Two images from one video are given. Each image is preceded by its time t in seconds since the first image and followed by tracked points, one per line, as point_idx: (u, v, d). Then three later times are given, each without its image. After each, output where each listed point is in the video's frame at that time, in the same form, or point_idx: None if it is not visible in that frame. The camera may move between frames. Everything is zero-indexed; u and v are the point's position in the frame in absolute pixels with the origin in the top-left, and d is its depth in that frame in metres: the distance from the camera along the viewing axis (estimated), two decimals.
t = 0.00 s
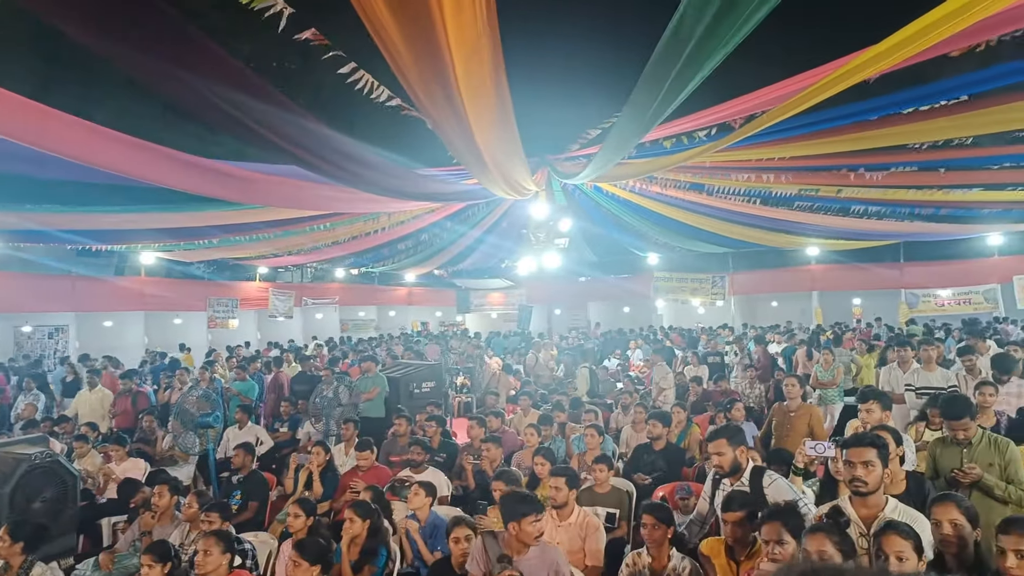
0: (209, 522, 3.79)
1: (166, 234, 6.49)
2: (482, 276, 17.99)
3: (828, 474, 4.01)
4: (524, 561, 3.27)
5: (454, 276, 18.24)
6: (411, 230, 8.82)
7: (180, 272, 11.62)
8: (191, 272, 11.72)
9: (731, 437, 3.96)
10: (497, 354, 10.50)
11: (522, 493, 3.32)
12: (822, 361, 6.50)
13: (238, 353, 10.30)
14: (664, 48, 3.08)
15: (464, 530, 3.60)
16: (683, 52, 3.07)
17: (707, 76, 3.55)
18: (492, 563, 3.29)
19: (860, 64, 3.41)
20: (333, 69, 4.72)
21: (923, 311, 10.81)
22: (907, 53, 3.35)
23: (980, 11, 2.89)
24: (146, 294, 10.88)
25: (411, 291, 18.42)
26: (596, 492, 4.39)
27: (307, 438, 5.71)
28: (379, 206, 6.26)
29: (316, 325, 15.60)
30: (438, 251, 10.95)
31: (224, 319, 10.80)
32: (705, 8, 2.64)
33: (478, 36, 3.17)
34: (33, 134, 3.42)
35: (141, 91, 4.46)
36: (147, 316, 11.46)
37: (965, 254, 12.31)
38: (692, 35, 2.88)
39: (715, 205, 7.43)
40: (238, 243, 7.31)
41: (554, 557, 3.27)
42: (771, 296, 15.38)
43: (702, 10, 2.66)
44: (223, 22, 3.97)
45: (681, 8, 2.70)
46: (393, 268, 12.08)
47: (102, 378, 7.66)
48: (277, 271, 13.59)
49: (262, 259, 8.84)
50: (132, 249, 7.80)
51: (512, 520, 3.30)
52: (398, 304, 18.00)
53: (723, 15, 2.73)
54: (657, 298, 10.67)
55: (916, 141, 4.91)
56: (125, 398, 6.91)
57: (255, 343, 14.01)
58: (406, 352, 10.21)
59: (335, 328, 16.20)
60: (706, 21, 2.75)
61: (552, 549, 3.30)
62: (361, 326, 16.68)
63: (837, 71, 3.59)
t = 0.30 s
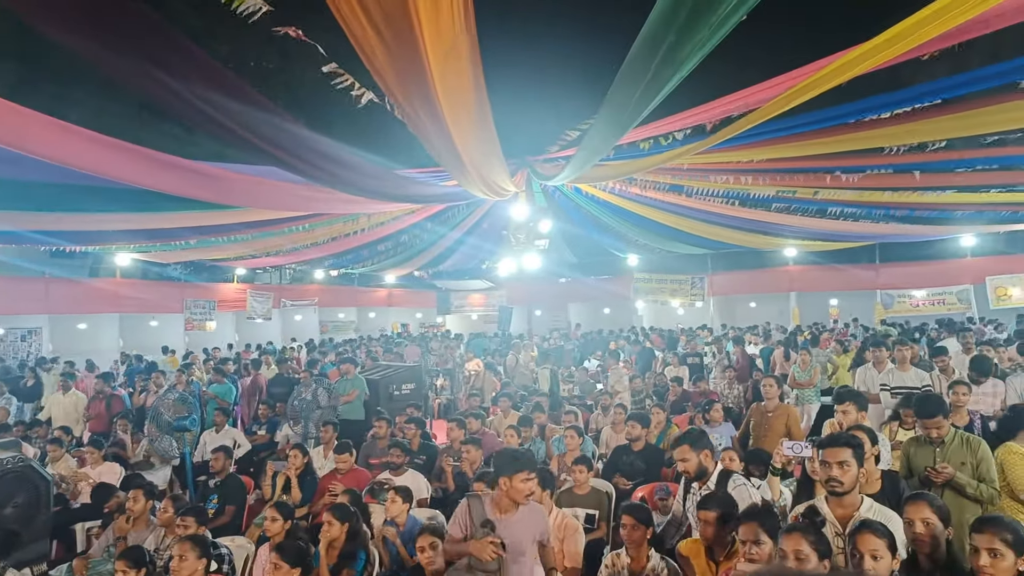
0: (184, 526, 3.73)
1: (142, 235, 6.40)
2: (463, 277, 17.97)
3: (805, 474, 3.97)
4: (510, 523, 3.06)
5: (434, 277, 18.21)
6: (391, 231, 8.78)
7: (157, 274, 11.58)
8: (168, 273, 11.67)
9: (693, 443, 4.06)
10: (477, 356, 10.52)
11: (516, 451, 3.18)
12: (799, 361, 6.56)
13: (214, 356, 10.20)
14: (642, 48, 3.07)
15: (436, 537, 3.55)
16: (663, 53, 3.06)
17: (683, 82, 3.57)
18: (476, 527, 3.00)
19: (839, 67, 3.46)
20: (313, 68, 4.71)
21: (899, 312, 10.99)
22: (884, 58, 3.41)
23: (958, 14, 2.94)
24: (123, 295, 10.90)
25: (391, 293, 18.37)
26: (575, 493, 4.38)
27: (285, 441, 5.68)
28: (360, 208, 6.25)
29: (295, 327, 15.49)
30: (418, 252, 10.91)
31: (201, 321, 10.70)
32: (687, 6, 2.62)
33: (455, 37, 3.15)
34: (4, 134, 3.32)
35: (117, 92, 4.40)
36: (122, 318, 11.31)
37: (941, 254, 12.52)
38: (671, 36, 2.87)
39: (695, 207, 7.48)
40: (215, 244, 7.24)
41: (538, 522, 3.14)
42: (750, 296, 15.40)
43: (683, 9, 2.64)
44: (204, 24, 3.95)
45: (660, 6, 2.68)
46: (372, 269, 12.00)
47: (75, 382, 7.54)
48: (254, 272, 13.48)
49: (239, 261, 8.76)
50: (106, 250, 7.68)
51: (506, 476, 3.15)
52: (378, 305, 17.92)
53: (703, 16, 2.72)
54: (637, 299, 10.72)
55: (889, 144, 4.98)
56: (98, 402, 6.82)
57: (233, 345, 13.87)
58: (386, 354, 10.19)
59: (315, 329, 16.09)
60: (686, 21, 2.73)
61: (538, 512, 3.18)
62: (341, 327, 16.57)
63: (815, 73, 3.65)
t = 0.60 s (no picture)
0: (167, 530, 3.68)
1: (125, 235, 6.35)
2: (449, 277, 17.93)
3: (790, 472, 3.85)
4: (491, 507, 3.03)
5: (421, 277, 18.19)
6: (378, 232, 8.77)
7: (139, 275, 11.52)
8: (150, 275, 11.62)
9: (655, 448, 4.25)
10: (463, 358, 10.55)
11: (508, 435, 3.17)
12: (784, 362, 6.60)
13: (199, 357, 10.14)
14: (626, 51, 3.09)
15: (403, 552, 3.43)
16: (650, 55, 3.06)
17: (666, 86, 3.61)
18: (456, 506, 2.96)
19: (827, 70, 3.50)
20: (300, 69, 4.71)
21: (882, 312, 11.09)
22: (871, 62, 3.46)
23: (945, 17, 2.99)
24: (106, 297, 11.00)
25: (378, 294, 18.36)
26: (562, 495, 4.36)
27: (270, 444, 5.73)
28: (347, 209, 6.24)
29: (281, 328, 15.41)
30: (405, 253, 10.89)
31: (187, 323, 10.65)
32: (674, 7, 2.62)
33: (440, 37, 3.14)
34: None
35: (101, 92, 4.37)
36: (105, 320, 11.19)
37: (925, 255, 12.66)
38: (657, 37, 2.88)
39: (681, 209, 7.52)
40: (200, 245, 7.20)
41: (525, 511, 3.12)
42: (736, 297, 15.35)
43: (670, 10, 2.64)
44: (189, 25, 3.94)
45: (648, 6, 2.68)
46: (358, 270, 11.96)
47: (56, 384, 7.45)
48: (240, 273, 13.41)
49: (224, 262, 8.72)
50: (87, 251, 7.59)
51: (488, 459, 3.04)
52: (364, 306, 17.88)
53: (690, 17, 2.72)
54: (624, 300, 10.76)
55: (871, 147, 5.03)
56: (80, 405, 6.77)
57: (219, 346, 13.79)
58: (372, 355, 10.18)
59: (300, 330, 15.99)
60: (673, 22, 2.74)
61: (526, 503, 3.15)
62: (327, 329, 16.49)
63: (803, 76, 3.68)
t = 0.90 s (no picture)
0: (152, 532, 3.65)
1: (109, 235, 6.31)
2: (437, 278, 17.93)
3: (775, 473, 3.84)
4: (452, 507, 3.12)
5: (409, 277, 18.18)
6: (366, 232, 8.75)
7: (123, 275, 11.43)
8: (135, 276, 11.53)
9: (624, 453, 4.31)
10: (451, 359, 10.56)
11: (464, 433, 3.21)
12: (770, 362, 6.64)
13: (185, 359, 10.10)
14: (613, 52, 3.10)
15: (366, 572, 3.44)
16: (636, 56, 3.06)
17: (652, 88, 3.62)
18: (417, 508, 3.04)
19: (814, 73, 3.53)
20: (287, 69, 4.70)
21: (867, 312, 11.17)
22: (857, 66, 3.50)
23: (931, 21, 3.02)
24: (90, 297, 10.95)
25: (365, 294, 18.34)
26: (548, 495, 4.36)
27: (256, 445, 5.77)
28: (335, 209, 6.23)
29: (267, 329, 15.36)
30: (393, 254, 10.87)
31: (172, 323, 10.59)
32: (663, 7, 2.62)
33: (425, 38, 3.12)
34: None
35: (85, 91, 4.35)
36: (89, 321, 11.07)
37: (910, 255, 12.78)
38: (645, 37, 2.88)
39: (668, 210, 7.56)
40: (187, 246, 7.18)
41: (489, 510, 3.15)
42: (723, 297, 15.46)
43: (658, 10, 2.65)
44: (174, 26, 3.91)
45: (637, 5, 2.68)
46: (347, 271, 11.95)
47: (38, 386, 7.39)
48: (226, 274, 13.37)
49: (211, 262, 8.69)
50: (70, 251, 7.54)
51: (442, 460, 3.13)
52: (352, 306, 17.85)
53: (679, 18, 2.72)
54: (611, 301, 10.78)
55: (854, 149, 5.08)
56: (63, 406, 6.75)
57: (206, 347, 13.73)
58: (358, 356, 10.18)
59: (287, 331, 15.92)
60: (662, 23, 2.74)
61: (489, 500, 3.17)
62: (314, 330, 16.41)
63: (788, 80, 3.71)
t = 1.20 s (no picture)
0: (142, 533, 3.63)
1: (99, 235, 6.28)
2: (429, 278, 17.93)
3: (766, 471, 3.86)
4: (415, 505, 2.90)
5: (401, 277, 18.17)
6: (358, 232, 8.73)
7: (113, 276, 11.39)
8: (126, 276, 11.49)
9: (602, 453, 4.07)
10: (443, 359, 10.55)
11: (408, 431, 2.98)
12: (761, 361, 6.66)
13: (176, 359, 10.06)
14: (606, 52, 3.09)
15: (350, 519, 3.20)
16: (629, 55, 3.05)
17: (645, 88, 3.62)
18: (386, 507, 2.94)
19: (807, 73, 3.53)
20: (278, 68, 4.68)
21: (858, 312, 11.23)
22: (849, 67, 3.51)
23: (924, 23, 3.03)
24: (80, 297, 10.90)
25: (357, 294, 18.33)
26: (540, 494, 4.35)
27: (247, 445, 5.74)
28: (327, 209, 6.22)
29: (259, 329, 15.31)
30: (384, 254, 10.85)
31: (163, 323, 10.54)
32: (657, 7, 2.61)
33: (417, 38, 3.12)
34: None
35: (75, 90, 4.33)
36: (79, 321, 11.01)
37: (900, 255, 12.88)
38: (638, 36, 2.86)
39: (660, 210, 7.57)
40: (177, 246, 7.15)
41: (448, 508, 2.89)
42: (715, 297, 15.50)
43: (652, 8, 2.63)
44: (166, 26, 3.90)
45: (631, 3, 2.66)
46: (338, 271, 11.92)
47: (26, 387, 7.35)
48: (217, 274, 13.31)
49: (202, 262, 8.66)
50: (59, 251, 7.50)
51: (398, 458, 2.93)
52: (343, 306, 17.83)
53: (672, 18, 2.71)
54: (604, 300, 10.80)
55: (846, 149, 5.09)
56: (53, 407, 6.72)
57: (197, 348, 13.67)
58: (350, 356, 10.17)
59: (279, 331, 15.86)
60: (656, 22, 2.73)
61: (448, 495, 2.92)
62: (306, 330, 16.36)
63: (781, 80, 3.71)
